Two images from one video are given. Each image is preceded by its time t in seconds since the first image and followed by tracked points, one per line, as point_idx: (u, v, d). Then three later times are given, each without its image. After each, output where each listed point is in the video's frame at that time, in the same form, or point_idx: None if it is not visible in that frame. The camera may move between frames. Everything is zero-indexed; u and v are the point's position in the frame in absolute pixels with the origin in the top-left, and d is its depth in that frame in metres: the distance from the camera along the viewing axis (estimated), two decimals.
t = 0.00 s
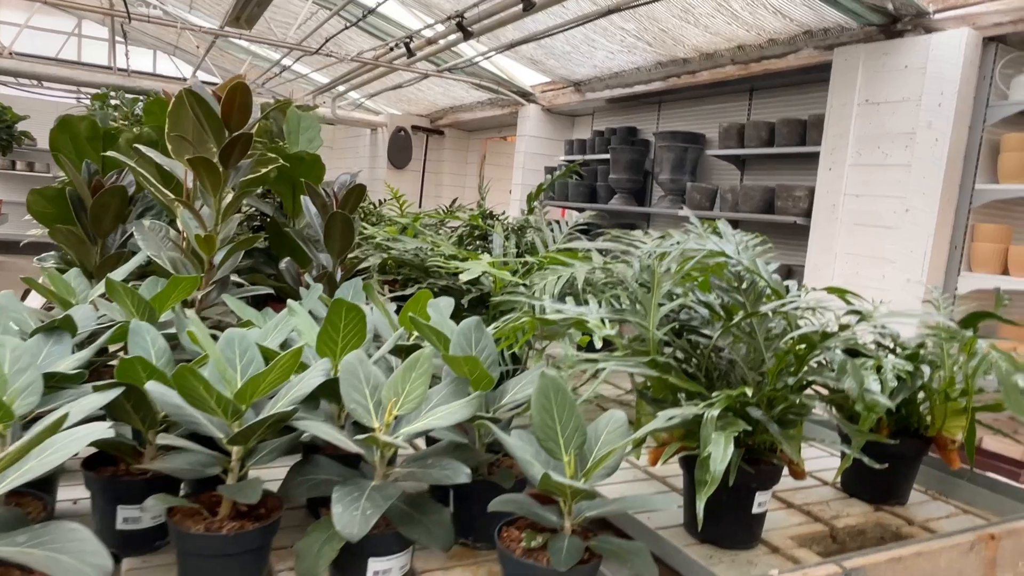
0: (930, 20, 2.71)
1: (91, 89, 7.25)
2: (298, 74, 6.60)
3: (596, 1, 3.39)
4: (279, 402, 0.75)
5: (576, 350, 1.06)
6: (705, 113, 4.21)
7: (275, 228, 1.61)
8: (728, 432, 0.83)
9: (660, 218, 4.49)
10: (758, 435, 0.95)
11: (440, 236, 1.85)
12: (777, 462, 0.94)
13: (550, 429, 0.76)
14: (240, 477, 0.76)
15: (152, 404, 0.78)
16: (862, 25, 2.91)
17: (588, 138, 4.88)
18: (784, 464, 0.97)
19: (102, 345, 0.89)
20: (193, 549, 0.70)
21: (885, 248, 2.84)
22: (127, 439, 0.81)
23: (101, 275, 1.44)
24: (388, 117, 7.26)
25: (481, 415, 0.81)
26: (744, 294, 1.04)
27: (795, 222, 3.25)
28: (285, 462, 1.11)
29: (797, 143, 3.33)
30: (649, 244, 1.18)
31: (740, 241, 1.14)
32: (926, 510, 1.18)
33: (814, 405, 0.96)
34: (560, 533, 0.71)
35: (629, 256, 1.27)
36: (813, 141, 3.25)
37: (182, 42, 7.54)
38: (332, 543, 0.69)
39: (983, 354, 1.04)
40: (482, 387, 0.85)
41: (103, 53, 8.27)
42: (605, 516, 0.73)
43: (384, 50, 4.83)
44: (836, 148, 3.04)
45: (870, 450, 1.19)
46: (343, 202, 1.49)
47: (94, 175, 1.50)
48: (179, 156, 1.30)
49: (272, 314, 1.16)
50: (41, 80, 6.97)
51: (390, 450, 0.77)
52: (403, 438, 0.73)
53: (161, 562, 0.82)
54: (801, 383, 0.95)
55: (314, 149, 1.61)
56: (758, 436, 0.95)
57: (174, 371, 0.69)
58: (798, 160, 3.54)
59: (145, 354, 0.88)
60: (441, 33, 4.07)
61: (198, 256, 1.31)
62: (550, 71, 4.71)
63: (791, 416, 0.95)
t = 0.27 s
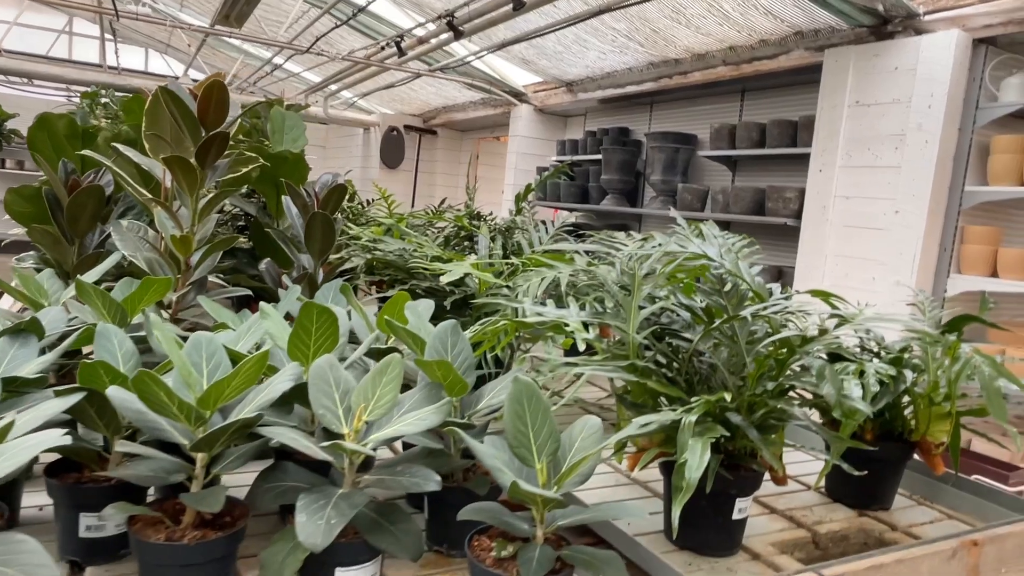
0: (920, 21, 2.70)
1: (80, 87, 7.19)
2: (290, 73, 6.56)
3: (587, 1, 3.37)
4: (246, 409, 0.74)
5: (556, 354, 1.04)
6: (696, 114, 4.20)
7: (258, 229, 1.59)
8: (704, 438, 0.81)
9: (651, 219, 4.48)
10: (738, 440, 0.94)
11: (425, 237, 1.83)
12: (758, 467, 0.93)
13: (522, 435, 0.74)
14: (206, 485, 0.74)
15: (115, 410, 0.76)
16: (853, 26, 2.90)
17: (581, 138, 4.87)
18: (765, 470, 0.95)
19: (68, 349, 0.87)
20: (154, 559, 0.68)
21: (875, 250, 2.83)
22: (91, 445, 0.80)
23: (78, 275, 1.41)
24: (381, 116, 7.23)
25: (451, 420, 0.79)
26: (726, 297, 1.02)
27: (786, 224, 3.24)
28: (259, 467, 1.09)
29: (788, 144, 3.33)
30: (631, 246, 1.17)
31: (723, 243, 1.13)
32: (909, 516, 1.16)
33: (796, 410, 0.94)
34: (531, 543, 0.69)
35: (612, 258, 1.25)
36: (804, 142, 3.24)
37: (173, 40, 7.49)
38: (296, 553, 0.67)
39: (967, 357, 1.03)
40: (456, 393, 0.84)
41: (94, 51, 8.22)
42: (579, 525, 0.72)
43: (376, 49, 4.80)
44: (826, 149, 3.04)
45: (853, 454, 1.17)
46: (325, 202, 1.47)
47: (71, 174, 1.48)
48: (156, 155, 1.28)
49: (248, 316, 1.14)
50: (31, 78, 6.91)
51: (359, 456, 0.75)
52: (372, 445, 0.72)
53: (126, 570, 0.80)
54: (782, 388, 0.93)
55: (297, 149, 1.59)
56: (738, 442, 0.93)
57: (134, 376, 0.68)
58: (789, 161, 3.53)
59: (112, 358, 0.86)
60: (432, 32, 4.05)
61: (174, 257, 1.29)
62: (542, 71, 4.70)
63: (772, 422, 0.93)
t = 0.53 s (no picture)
0: (912, 18, 2.70)
1: (72, 82, 7.14)
2: (283, 68, 6.52)
3: None
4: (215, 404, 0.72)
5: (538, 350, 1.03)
6: (689, 111, 4.19)
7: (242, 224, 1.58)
8: (683, 434, 0.80)
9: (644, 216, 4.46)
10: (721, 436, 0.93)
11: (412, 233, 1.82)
12: (740, 464, 0.91)
13: (498, 431, 0.73)
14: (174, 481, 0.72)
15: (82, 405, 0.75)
16: (845, 23, 2.90)
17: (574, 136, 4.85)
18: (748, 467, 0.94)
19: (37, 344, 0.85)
20: (120, 558, 0.67)
21: (866, 247, 2.83)
22: (59, 442, 0.78)
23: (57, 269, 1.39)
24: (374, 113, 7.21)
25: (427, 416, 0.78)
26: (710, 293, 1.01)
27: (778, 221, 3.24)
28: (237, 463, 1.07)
29: (780, 142, 3.32)
30: (615, 241, 1.15)
31: (709, 238, 1.12)
32: (894, 513, 1.15)
33: (779, 406, 0.93)
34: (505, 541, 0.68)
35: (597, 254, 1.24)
36: (796, 140, 3.23)
37: (166, 35, 7.45)
38: (266, 551, 0.66)
39: (952, 354, 1.02)
40: (433, 387, 0.82)
41: (86, 46, 8.16)
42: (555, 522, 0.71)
43: (368, 45, 4.77)
44: (818, 146, 3.03)
45: (838, 451, 1.17)
46: (308, 196, 1.45)
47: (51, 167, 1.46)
48: (136, 147, 1.26)
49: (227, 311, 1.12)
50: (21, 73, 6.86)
51: (332, 452, 0.73)
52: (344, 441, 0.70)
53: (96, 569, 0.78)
54: (766, 384, 0.92)
55: (283, 143, 1.58)
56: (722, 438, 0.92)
57: (98, 370, 0.66)
58: (781, 158, 3.53)
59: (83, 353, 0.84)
60: (423, 28, 4.03)
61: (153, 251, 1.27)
62: (535, 67, 4.68)
63: (755, 418, 0.92)
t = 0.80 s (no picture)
0: (900, 9, 2.69)
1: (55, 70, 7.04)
2: (270, 57, 6.45)
3: None
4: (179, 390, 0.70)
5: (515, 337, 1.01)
6: (678, 102, 4.18)
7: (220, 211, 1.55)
8: (658, 422, 0.79)
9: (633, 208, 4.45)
10: (697, 425, 0.91)
11: (393, 221, 1.79)
12: (717, 453, 0.90)
13: (466, 418, 0.71)
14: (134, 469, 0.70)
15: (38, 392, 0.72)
16: (833, 14, 2.89)
17: (563, 126, 4.83)
18: (725, 456, 0.93)
19: None
20: (75, 549, 0.65)
21: (853, 239, 2.83)
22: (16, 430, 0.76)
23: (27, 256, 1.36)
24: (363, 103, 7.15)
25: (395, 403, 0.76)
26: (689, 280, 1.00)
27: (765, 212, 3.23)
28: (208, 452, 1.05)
29: (769, 133, 3.31)
30: (595, 227, 1.14)
31: (689, 225, 1.11)
32: (874, 503, 1.15)
33: (757, 394, 0.92)
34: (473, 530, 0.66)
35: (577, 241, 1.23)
36: (784, 131, 3.22)
37: (151, 23, 7.35)
38: (225, 542, 0.64)
39: (932, 342, 1.01)
40: (405, 374, 0.81)
41: (70, 34, 8.05)
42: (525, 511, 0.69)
43: (356, 34, 4.72)
44: (805, 137, 3.02)
45: (817, 441, 1.16)
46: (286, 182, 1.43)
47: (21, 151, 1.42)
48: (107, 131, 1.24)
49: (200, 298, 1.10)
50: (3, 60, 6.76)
51: (297, 440, 0.72)
52: (309, 428, 0.69)
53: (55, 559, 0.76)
54: (743, 373, 0.91)
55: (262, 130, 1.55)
56: (698, 427, 0.91)
57: (51, 353, 0.64)
58: (769, 150, 3.52)
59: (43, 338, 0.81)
60: (411, 16, 3.99)
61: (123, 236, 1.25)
62: (524, 57, 4.65)
63: (732, 407, 0.91)
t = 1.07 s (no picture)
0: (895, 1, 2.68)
1: (45, 59, 6.96)
2: (262, 47, 6.39)
3: None
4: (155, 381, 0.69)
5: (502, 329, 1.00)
6: (672, 94, 4.16)
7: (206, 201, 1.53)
8: (644, 414, 0.78)
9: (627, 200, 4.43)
10: (686, 418, 0.90)
11: (382, 212, 1.77)
12: (705, 446, 0.89)
13: (449, 410, 0.70)
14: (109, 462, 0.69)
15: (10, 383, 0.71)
16: (828, 6, 2.87)
17: (557, 118, 4.80)
18: (714, 449, 0.92)
19: None
20: (47, 544, 0.64)
21: (846, 232, 2.82)
22: None
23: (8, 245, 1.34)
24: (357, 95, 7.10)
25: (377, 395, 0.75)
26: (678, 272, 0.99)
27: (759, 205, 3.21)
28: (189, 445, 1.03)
29: (763, 125, 3.30)
30: (583, 218, 1.12)
31: (679, 216, 1.09)
32: (864, 497, 1.14)
33: (746, 387, 0.91)
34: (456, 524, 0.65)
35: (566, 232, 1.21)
36: (778, 123, 3.21)
37: (142, 12, 7.27)
38: (201, 536, 0.63)
39: (923, 334, 1.00)
40: (388, 366, 0.80)
41: (60, 23, 7.97)
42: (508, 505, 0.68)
43: (348, 24, 4.68)
44: (799, 130, 3.01)
45: (807, 434, 1.15)
46: (272, 173, 1.41)
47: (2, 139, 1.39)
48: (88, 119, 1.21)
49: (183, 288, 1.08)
50: None
51: (277, 434, 0.70)
52: (289, 420, 0.67)
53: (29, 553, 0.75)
54: (732, 366, 0.90)
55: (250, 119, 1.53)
56: (686, 420, 0.90)
57: (21, 343, 0.62)
58: (763, 142, 3.50)
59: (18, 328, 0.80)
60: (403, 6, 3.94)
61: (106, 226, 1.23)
62: (518, 49, 4.62)
63: (721, 399, 0.90)
